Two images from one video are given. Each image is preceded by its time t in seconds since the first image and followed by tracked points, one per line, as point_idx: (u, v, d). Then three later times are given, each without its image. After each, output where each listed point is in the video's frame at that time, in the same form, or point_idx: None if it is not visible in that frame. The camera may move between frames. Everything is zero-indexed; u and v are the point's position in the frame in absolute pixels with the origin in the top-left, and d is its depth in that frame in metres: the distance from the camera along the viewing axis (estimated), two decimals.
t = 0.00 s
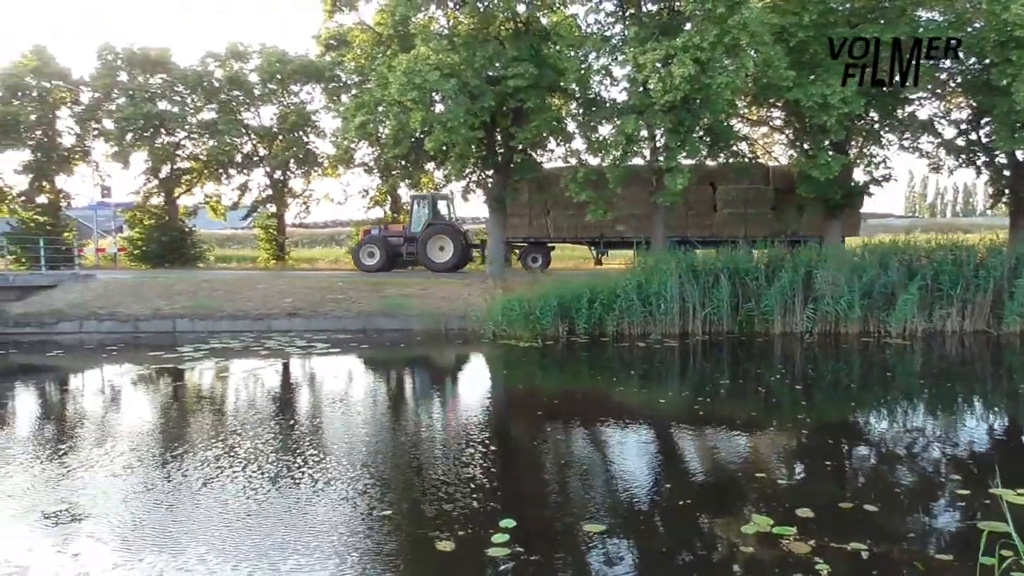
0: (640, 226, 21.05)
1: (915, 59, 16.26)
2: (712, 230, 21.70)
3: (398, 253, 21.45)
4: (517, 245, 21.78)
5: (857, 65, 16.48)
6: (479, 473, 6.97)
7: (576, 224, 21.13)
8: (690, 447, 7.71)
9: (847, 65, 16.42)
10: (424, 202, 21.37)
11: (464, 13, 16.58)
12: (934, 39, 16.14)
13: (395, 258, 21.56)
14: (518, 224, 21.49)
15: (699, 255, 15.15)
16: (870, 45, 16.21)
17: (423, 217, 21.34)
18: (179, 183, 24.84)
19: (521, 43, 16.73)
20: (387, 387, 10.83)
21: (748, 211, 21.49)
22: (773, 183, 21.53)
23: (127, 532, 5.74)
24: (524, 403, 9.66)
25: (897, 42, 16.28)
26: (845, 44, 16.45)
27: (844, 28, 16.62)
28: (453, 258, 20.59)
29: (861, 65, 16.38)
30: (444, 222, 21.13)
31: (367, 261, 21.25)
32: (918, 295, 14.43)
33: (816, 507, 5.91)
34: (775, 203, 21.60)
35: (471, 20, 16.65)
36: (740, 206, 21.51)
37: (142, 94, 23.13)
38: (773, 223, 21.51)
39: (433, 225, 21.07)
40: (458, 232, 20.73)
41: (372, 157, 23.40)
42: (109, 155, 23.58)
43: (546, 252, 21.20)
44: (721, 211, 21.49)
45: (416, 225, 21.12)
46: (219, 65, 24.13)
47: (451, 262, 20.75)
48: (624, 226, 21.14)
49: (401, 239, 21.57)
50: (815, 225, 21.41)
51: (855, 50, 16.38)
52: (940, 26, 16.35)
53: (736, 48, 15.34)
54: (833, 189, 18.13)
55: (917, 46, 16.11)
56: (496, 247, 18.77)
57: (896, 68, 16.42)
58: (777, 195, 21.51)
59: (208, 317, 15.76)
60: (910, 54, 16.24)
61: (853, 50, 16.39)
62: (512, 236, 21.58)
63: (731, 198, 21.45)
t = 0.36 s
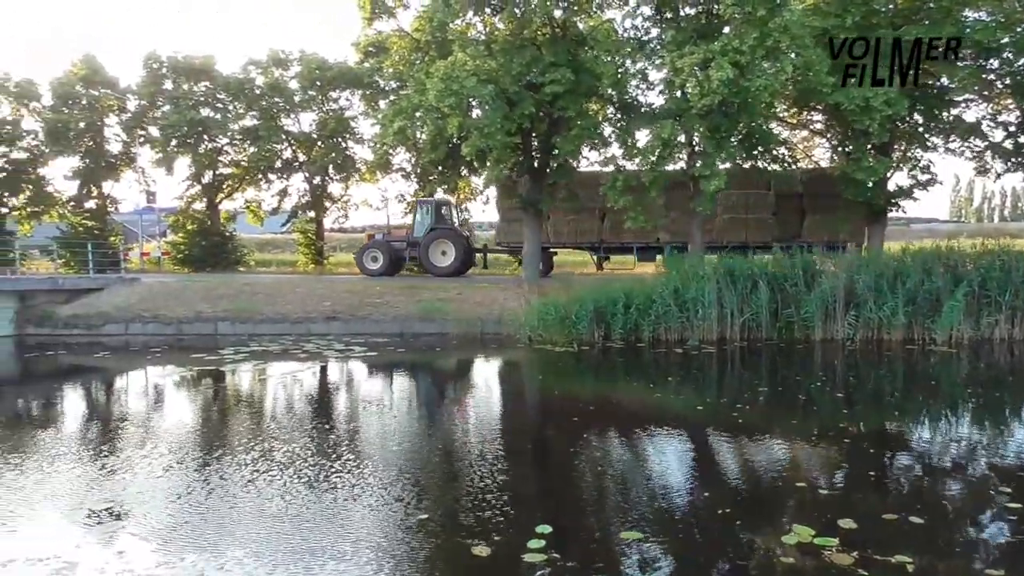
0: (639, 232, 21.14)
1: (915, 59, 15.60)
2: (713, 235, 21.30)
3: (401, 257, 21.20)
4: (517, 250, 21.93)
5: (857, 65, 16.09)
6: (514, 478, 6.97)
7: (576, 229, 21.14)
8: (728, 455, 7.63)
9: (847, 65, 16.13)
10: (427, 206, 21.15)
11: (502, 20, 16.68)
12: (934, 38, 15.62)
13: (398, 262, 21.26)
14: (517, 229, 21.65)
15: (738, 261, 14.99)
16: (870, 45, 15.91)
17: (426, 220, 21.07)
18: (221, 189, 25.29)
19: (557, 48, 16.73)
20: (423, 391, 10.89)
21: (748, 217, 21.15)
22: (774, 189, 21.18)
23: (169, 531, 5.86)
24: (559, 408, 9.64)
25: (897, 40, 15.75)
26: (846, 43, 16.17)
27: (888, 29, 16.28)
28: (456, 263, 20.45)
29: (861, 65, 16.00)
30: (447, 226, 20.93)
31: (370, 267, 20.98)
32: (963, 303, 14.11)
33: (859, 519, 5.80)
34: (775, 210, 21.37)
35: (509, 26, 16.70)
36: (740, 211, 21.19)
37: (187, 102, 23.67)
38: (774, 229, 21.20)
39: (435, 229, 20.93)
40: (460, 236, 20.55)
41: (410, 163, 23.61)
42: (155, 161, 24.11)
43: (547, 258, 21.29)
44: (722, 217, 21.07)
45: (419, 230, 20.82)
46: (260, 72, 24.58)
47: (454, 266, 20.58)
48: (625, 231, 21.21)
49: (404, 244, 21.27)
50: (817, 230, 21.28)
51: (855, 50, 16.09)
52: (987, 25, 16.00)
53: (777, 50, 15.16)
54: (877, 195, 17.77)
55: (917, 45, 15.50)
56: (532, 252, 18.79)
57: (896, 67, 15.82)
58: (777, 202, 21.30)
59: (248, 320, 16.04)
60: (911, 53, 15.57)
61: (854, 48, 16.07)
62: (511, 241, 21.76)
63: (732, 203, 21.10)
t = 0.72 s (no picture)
0: (636, 236, 21.15)
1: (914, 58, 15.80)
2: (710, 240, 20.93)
3: (401, 260, 22.14)
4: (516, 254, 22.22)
5: (856, 65, 15.95)
6: (544, 483, 6.95)
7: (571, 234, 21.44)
8: (761, 462, 7.55)
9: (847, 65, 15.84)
10: (428, 210, 21.86)
11: (536, 23, 16.69)
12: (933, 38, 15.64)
13: (399, 265, 22.25)
14: (516, 233, 21.87)
15: (772, 265, 14.82)
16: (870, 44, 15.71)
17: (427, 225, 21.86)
18: (257, 192, 25.61)
19: (591, 52, 16.71)
20: (454, 394, 10.94)
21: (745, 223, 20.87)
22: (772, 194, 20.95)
23: (205, 529, 5.96)
24: (589, 413, 9.61)
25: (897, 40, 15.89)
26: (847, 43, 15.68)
27: (929, 31, 15.97)
28: (455, 264, 21.18)
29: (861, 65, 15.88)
30: (447, 230, 21.67)
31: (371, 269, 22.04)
32: (1008, 310, 13.64)
33: (898, 530, 5.70)
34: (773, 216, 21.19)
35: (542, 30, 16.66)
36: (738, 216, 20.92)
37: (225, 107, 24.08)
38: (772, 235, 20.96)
39: (435, 232, 21.66)
40: (458, 240, 21.32)
41: (443, 167, 23.75)
42: (193, 165, 24.55)
43: (545, 262, 21.80)
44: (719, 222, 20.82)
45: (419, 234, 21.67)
46: (296, 77, 24.92)
47: (453, 269, 21.33)
48: (623, 235, 21.22)
49: (405, 247, 22.16)
50: (815, 237, 21.09)
51: (855, 49, 15.74)
52: None
53: (813, 54, 15.12)
54: (917, 200, 17.44)
55: (917, 44, 15.67)
56: (563, 256, 18.74)
57: (895, 67, 15.95)
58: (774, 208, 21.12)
59: (282, 322, 16.24)
60: (910, 53, 15.81)
61: (853, 49, 15.73)
62: (509, 245, 21.97)
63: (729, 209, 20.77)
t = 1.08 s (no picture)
0: (632, 238, 21.18)
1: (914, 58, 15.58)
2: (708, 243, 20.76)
3: (401, 263, 22.23)
4: (514, 259, 22.46)
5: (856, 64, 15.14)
6: (574, 488, 6.94)
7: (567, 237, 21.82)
8: (795, 468, 7.46)
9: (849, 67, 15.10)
10: (428, 215, 22.05)
11: (565, 26, 16.62)
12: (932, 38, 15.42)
13: (399, 269, 22.33)
14: (514, 236, 22.12)
15: (806, 268, 14.65)
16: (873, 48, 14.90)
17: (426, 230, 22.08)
18: (290, 198, 25.89)
19: (622, 55, 16.64)
20: (484, 398, 10.96)
21: (740, 226, 20.63)
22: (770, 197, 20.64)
23: (241, 530, 6.05)
24: (619, 417, 9.58)
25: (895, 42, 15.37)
26: (845, 44, 14.86)
27: (968, 29, 15.68)
28: (454, 267, 21.37)
29: (861, 66, 15.10)
30: (447, 234, 21.86)
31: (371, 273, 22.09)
32: None
33: (938, 539, 5.59)
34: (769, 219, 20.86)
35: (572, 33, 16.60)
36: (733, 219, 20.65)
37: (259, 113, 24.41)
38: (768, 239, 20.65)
39: (435, 236, 21.84)
40: (457, 244, 21.53)
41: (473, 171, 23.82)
42: (228, 171, 24.90)
43: (543, 265, 22.08)
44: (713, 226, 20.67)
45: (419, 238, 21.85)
46: (328, 83, 25.18)
47: (453, 272, 21.49)
48: (619, 239, 21.29)
49: (405, 251, 22.27)
50: (812, 240, 20.75)
51: (854, 49, 14.94)
52: None
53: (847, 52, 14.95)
54: (956, 201, 17.12)
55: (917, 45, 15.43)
56: (593, 259, 18.66)
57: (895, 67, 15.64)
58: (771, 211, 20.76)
59: (315, 325, 16.40)
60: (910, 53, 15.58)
61: (853, 48, 14.92)
62: (507, 248, 22.20)
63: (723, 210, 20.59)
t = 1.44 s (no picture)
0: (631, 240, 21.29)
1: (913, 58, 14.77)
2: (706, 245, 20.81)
3: (403, 264, 22.21)
4: (514, 259, 22.61)
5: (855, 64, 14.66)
6: (606, 490, 6.91)
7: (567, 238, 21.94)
8: (832, 473, 7.37)
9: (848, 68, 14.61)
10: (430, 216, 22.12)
11: (598, 27, 16.55)
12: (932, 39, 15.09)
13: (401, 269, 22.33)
14: (514, 237, 22.32)
15: (843, 271, 14.44)
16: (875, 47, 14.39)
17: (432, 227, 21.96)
18: (324, 200, 26.14)
19: (655, 56, 16.53)
20: (517, 399, 10.97)
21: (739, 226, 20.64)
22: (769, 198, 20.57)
23: (276, 528, 6.13)
24: (652, 420, 9.53)
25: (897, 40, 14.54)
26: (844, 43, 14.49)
27: (1012, 26, 15.31)
28: (455, 269, 21.29)
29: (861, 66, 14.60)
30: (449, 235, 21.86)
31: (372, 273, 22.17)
32: None
33: (981, 548, 5.47)
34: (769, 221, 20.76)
35: (605, 34, 16.56)
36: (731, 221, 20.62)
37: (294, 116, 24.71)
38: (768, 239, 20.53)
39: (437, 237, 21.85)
40: (459, 245, 21.45)
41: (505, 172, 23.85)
42: (264, 174, 25.22)
43: (543, 266, 22.28)
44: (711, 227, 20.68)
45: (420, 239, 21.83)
46: (362, 86, 25.39)
47: (454, 273, 21.45)
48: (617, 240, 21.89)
49: (407, 252, 22.22)
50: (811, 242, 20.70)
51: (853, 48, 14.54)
52: None
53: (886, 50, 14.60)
54: (999, 203, 16.74)
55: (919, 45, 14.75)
56: (626, 261, 18.60)
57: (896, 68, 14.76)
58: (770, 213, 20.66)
59: (349, 326, 16.55)
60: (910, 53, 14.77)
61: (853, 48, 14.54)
62: (508, 250, 22.41)
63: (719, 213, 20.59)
